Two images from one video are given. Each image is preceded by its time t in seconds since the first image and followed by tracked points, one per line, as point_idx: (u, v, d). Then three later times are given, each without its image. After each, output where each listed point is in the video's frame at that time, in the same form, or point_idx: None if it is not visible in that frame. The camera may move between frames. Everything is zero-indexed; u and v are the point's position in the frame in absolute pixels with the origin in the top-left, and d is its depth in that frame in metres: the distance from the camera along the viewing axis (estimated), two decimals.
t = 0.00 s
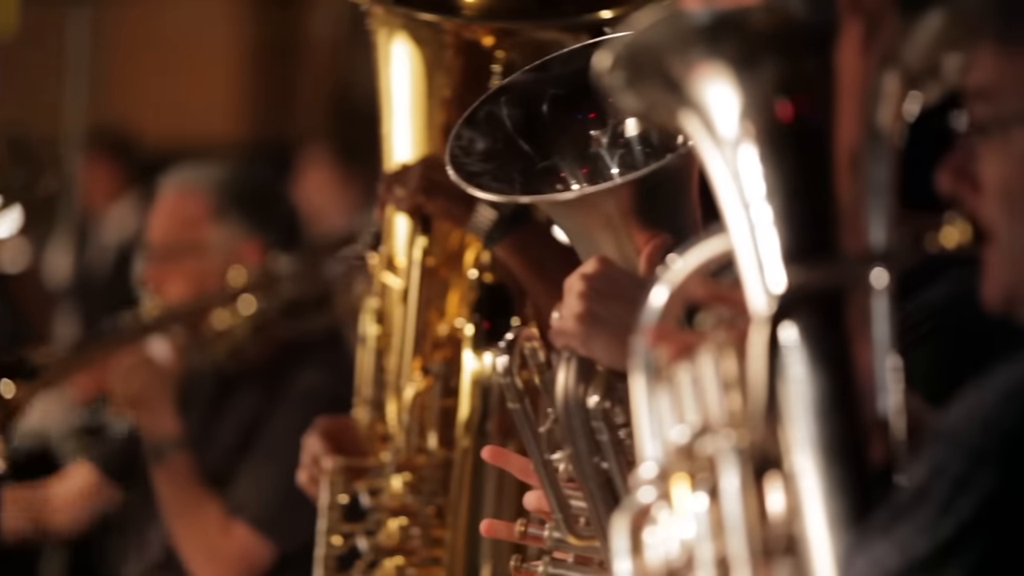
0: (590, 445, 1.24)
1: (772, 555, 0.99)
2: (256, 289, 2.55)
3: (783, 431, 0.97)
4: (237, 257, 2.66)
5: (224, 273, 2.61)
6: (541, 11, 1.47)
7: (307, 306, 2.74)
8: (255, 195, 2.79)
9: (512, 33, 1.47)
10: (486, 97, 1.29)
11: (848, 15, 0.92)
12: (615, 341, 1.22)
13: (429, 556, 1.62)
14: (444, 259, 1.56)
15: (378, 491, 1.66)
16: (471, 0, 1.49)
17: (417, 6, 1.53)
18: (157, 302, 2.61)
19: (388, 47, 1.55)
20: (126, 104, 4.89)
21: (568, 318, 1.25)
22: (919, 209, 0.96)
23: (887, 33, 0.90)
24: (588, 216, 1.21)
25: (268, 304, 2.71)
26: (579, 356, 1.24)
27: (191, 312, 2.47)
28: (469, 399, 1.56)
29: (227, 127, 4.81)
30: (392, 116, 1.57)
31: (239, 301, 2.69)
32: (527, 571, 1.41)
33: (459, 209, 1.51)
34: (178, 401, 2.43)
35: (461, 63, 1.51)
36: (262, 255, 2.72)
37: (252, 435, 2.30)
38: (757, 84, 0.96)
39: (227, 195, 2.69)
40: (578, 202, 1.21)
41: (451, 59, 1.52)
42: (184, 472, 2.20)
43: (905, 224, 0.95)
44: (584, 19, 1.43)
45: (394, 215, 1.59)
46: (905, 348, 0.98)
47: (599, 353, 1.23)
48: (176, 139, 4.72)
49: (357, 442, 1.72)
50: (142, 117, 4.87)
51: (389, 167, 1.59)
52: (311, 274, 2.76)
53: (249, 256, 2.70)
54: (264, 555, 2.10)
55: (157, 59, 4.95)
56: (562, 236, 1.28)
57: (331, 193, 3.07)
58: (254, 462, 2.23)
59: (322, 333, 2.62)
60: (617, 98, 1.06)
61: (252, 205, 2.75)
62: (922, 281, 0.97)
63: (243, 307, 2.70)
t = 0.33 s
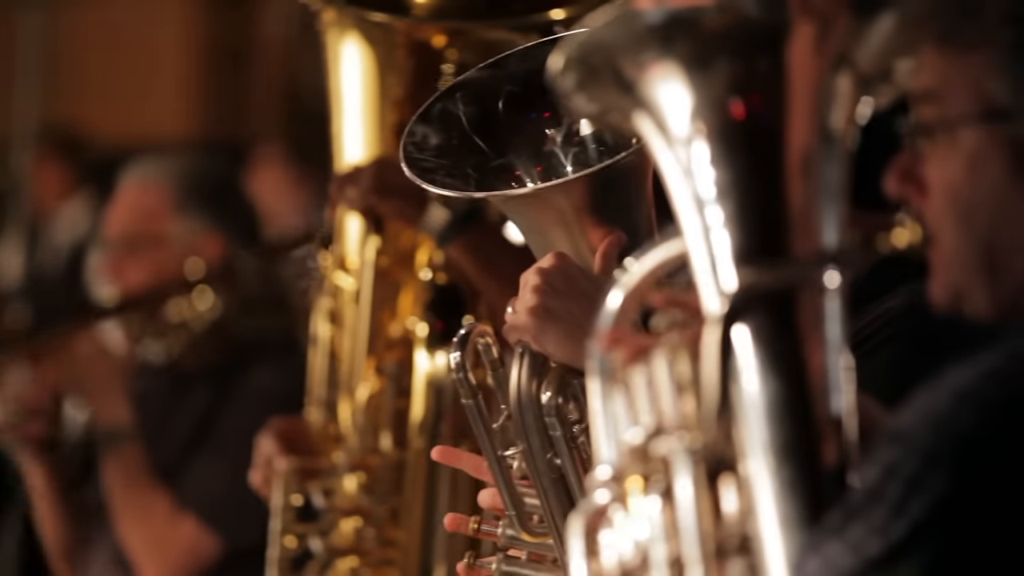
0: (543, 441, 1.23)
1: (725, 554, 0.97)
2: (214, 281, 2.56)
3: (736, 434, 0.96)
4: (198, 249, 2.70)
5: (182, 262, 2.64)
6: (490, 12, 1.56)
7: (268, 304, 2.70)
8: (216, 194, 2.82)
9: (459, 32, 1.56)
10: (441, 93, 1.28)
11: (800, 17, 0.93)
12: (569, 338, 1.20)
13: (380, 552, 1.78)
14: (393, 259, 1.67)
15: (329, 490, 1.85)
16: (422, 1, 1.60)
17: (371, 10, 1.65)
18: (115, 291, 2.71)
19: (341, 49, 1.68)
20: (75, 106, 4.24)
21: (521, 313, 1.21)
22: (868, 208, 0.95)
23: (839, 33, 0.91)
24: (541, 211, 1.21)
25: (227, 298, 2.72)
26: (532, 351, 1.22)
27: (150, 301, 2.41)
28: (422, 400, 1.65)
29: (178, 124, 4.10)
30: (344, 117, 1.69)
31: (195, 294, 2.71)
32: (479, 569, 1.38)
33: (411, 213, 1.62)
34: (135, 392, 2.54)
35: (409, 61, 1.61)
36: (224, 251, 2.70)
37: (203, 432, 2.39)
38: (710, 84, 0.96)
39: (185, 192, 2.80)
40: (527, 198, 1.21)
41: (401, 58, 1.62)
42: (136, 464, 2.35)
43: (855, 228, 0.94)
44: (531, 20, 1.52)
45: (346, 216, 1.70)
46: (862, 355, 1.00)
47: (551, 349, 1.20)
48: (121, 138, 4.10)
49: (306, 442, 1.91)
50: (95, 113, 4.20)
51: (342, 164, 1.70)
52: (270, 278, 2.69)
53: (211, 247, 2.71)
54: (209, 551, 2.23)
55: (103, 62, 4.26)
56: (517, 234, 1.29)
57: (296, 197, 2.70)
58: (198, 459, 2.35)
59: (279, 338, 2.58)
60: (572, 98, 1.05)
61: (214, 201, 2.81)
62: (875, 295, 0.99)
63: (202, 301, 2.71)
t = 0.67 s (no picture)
0: (508, 441, 1.23)
1: (692, 554, 0.96)
2: (180, 277, 2.71)
3: (704, 431, 0.96)
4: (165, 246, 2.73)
5: (150, 257, 2.69)
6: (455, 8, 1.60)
7: (231, 301, 2.70)
8: (182, 186, 2.90)
9: (425, 31, 1.62)
10: (405, 94, 1.27)
11: (766, 16, 0.92)
12: (533, 336, 1.19)
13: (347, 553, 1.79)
14: (360, 257, 1.75)
15: (297, 489, 1.87)
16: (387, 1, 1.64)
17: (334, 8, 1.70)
18: (75, 288, 2.67)
19: (306, 52, 1.77)
20: (38, 102, 4.14)
21: (486, 312, 1.20)
22: (832, 208, 0.97)
23: (807, 31, 0.91)
24: (506, 211, 1.21)
25: (191, 294, 2.70)
26: (497, 350, 1.22)
27: (113, 298, 2.63)
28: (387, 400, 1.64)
29: (143, 121, 4.05)
30: (309, 117, 1.78)
31: (159, 288, 2.66)
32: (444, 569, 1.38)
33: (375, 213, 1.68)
34: (100, 391, 2.52)
35: (375, 62, 1.70)
36: (190, 248, 2.75)
37: (166, 431, 2.35)
38: (676, 85, 0.96)
39: (150, 190, 2.79)
40: (492, 196, 1.21)
41: (367, 58, 1.71)
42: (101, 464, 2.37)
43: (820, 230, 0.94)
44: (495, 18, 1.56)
45: (312, 216, 1.80)
46: (830, 355, 1.04)
47: (516, 347, 1.20)
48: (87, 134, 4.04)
49: (274, 440, 1.92)
50: (60, 110, 4.11)
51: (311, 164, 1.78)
52: (233, 274, 2.80)
53: (177, 244, 2.74)
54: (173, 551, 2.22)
55: (64, 57, 4.19)
56: (483, 233, 1.29)
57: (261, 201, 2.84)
58: (161, 457, 2.32)
59: (244, 334, 2.60)
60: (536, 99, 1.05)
61: (177, 195, 2.84)
62: (844, 295, 1.02)
63: (166, 297, 2.66)
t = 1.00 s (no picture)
0: (472, 440, 1.22)
1: (654, 555, 0.95)
2: (137, 277, 2.64)
3: (665, 432, 0.95)
4: (122, 246, 2.66)
5: (105, 257, 2.63)
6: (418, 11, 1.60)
7: (188, 301, 2.62)
8: (137, 181, 2.78)
9: (388, 31, 1.62)
10: (369, 94, 1.27)
11: (728, 16, 0.93)
12: (498, 335, 1.19)
13: (308, 556, 1.79)
14: (325, 258, 1.76)
15: (259, 489, 1.87)
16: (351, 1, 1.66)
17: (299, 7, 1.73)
18: (31, 292, 2.62)
19: (271, 49, 1.78)
20: None
21: (450, 312, 1.21)
22: (794, 206, 0.98)
23: (770, 28, 0.93)
24: (471, 211, 1.21)
25: (149, 294, 2.61)
26: (462, 351, 1.21)
27: (70, 299, 2.59)
28: (351, 403, 1.64)
29: (103, 120, 3.97)
30: (273, 116, 1.79)
31: (116, 288, 2.59)
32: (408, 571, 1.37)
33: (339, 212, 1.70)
34: (60, 394, 2.50)
35: (338, 62, 1.70)
36: (147, 247, 2.68)
37: (126, 433, 2.36)
38: (636, 85, 0.96)
39: (104, 190, 2.71)
40: (456, 196, 1.21)
41: (331, 59, 1.71)
42: (65, 466, 2.38)
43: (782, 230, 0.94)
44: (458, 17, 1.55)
45: (274, 218, 1.80)
46: (790, 360, 1.02)
47: (481, 347, 1.20)
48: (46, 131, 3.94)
49: (236, 440, 1.93)
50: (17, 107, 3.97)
51: (274, 164, 1.79)
52: (191, 273, 2.68)
53: (134, 245, 2.67)
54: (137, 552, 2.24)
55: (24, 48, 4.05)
56: (447, 233, 1.28)
57: (226, 199, 2.75)
58: (122, 460, 2.32)
59: (204, 335, 2.53)
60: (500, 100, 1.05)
61: (133, 196, 2.73)
62: (806, 297, 1.02)
63: (123, 296, 2.58)
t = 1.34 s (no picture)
0: (449, 440, 1.22)
1: (629, 554, 0.95)
2: (104, 276, 2.61)
3: (642, 432, 0.93)
4: (86, 246, 2.64)
5: (68, 260, 2.61)
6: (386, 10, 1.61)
7: (155, 299, 2.58)
8: (99, 184, 2.80)
9: (360, 30, 1.63)
10: (347, 91, 1.26)
11: (703, 15, 0.93)
12: (475, 334, 1.19)
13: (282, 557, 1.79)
14: (298, 258, 1.74)
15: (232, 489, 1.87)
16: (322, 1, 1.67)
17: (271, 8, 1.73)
18: None
19: (242, 48, 1.78)
20: None
21: (427, 310, 1.23)
22: (769, 205, 0.96)
23: (745, 29, 0.92)
24: (449, 208, 1.21)
25: (115, 294, 2.59)
26: (439, 349, 1.22)
27: (36, 303, 2.54)
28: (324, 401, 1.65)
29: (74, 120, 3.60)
30: (246, 115, 1.78)
31: (83, 289, 2.55)
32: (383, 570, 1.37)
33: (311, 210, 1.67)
34: (25, 398, 2.45)
35: (309, 61, 1.70)
36: (111, 249, 2.67)
37: (95, 435, 2.36)
38: (612, 83, 0.96)
39: (67, 192, 2.72)
40: (438, 194, 1.21)
41: (303, 57, 1.71)
42: (31, 467, 2.34)
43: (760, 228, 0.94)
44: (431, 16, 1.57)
45: (246, 219, 1.79)
46: (767, 362, 1.01)
47: (459, 345, 1.20)
48: (16, 136, 3.54)
49: (209, 441, 1.93)
50: None
51: (246, 163, 1.77)
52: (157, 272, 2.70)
53: (99, 245, 2.66)
54: (109, 554, 2.24)
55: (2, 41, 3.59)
56: (420, 231, 1.27)
57: (198, 198, 2.74)
58: (93, 461, 2.32)
59: (170, 333, 2.51)
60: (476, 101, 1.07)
61: (94, 198, 2.75)
62: (787, 298, 0.99)
63: (90, 297, 2.54)
